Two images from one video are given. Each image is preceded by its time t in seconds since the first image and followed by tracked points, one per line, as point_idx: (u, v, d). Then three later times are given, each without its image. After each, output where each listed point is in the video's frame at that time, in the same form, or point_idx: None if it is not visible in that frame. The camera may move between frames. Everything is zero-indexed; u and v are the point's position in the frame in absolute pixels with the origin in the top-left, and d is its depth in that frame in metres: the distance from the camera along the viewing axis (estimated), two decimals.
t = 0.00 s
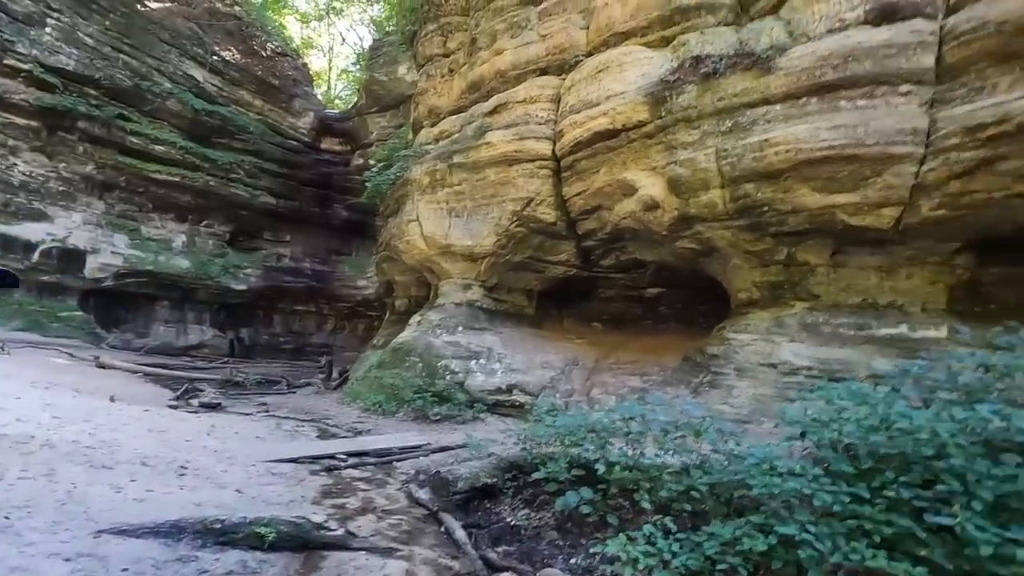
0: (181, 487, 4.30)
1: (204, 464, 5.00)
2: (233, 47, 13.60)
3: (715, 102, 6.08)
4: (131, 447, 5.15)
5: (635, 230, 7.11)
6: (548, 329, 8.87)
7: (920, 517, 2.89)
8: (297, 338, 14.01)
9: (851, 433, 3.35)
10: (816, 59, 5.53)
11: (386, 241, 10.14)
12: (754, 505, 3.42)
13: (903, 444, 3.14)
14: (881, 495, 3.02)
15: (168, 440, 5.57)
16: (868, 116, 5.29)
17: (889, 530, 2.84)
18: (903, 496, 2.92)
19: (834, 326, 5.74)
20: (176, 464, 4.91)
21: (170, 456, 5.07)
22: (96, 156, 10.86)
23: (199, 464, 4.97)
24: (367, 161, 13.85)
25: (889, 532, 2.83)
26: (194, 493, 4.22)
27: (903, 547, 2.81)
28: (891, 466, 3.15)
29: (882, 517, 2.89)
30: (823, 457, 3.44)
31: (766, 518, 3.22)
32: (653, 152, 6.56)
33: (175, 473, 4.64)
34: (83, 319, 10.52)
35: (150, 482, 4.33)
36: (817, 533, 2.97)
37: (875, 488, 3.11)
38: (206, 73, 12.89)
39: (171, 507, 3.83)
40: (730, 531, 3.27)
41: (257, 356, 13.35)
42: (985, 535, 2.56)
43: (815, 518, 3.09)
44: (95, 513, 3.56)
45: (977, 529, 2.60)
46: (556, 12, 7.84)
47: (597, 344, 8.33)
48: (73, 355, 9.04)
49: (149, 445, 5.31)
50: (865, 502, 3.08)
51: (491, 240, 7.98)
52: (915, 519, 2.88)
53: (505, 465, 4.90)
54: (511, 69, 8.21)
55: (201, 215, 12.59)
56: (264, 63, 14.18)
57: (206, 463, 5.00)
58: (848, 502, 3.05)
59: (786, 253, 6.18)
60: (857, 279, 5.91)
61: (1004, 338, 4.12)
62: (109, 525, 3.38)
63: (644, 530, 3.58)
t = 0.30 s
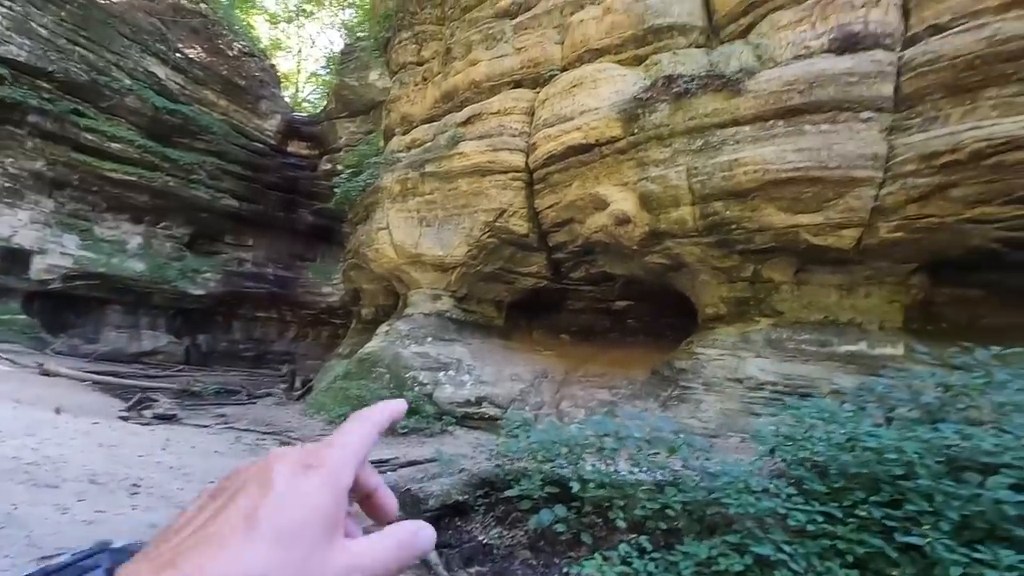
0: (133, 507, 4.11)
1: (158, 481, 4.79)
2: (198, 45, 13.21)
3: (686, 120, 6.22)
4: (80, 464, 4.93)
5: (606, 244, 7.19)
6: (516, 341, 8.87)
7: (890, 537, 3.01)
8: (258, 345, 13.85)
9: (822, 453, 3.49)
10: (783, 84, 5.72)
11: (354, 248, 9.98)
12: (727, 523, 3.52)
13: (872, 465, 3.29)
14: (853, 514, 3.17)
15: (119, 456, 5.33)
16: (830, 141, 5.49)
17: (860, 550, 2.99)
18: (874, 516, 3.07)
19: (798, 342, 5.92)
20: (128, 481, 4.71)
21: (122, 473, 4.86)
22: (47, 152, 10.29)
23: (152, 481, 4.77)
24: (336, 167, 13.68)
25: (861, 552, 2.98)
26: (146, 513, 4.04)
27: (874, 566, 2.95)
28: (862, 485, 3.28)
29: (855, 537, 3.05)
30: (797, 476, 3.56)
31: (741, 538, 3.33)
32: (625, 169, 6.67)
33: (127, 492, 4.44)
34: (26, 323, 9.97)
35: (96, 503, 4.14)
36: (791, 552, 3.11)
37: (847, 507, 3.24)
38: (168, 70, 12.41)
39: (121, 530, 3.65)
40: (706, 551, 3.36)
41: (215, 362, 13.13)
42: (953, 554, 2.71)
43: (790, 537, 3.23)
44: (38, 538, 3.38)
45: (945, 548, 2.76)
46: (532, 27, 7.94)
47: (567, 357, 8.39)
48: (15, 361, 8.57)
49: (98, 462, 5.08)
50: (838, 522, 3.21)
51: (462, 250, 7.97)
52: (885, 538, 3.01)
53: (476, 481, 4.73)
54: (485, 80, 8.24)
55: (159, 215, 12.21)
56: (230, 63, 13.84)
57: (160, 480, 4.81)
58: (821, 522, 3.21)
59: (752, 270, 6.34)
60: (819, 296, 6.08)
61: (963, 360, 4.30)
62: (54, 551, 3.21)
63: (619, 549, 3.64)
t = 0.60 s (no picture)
0: (86, 530, 3.87)
1: (112, 500, 4.52)
2: (161, 42, 12.69)
3: (660, 136, 6.33)
4: (26, 484, 4.61)
5: (579, 255, 7.22)
6: (487, 350, 8.83)
7: (870, 554, 2.97)
8: (217, 352, 13.37)
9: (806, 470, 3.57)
10: (753, 104, 5.87)
11: (322, 255, 9.78)
12: (707, 539, 3.47)
13: (850, 481, 3.38)
14: (835, 531, 3.17)
15: (69, 474, 5.02)
16: (799, 160, 5.65)
17: (843, 566, 2.91)
18: (855, 532, 3.07)
19: (767, 355, 6.07)
20: (79, 501, 4.44)
21: (74, 492, 4.59)
22: None
23: (106, 501, 4.50)
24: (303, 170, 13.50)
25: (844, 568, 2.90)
26: (102, 536, 3.79)
27: None
28: (841, 501, 3.34)
29: (839, 554, 2.98)
30: (778, 493, 3.60)
31: (724, 556, 3.24)
32: (600, 180, 6.72)
33: (79, 513, 4.18)
34: None
35: (45, 526, 3.89)
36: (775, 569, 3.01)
37: (827, 524, 3.25)
38: (127, 66, 11.87)
39: (75, 556, 3.40)
40: (689, 570, 3.22)
41: (170, 370, 12.59)
42: (934, 570, 2.71)
43: (773, 556, 3.15)
44: None
45: (925, 564, 2.76)
46: (508, 37, 8.07)
47: (538, 367, 8.41)
48: None
49: (46, 481, 4.78)
50: (819, 539, 3.20)
51: (434, 258, 7.89)
52: (865, 554, 2.97)
53: (452, 495, 4.62)
54: (460, 89, 8.27)
55: (112, 217, 11.67)
56: (195, 61, 13.36)
57: (115, 500, 4.53)
58: (804, 539, 3.18)
59: (722, 284, 6.45)
60: (786, 311, 6.23)
61: (927, 375, 4.49)
62: None
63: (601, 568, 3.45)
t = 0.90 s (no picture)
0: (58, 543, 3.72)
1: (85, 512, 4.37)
2: (138, 39, 12.31)
3: (647, 144, 6.39)
4: None
5: (565, 262, 7.25)
6: (470, 356, 8.80)
7: (859, 563, 3.00)
8: (191, 357, 13.06)
9: (795, 479, 3.61)
10: (737, 115, 5.96)
11: (304, 258, 9.65)
12: (696, 548, 3.45)
13: (838, 490, 3.42)
14: (825, 540, 3.19)
15: (38, 484, 4.83)
16: (782, 171, 5.73)
17: None
18: (844, 542, 3.10)
19: (749, 363, 6.15)
20: (51, 513, 4.28)
21: (45, 503, 4.42)
22: None
23: (79, 512, 4.34)
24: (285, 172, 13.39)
25: None
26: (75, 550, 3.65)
27: None
28: (829, 510, 3.37)
29: (828, 563, 3.00)
30: (767, 501, 3.62)
31: (715, 565, 3.21)
32: (586, 188, 6.75)
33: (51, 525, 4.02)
34: None
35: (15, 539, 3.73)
36: None
37: (816, 533, 3.28)
38: (103, 63, 11.59)
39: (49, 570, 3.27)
40: None
41: (143, 375, 12.25)
42: None
43: (763, 565, 3.14)
44: None
45: (914, 572, 2.75)
46: (495, 44, 8.13)
47: (521, 374, 8.43)
48: None
49: (15, 491, 4.59)
50: (809, 548, 3.22)
51: (418, 264, 7.86)
52: (854, 563, 3.00)
53: (438, 504, 4.62)
54: (447, 94, 8.28)
55: (83, 217, 11.35)
56: (173, 59, 12.99)
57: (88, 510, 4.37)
58: (794, 549, 3.18)
59: (706, 293, 6.51)
60: (768, 320, 6.31)
61: (907, 384, 4.59)
62: None
63: None
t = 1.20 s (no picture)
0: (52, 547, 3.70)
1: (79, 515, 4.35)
2: (131, 39, 12.23)
3: (641, 149, 6.45)
4: None
5: (559, 265, 7.29)
6: (464, 359, 8.85)
7: (847, 564, 3.06)
8: (183, 359, 12.97)
9: (784, 482, 3.66)
10: (728, 121, 6.02)
11: (297, 261, 9.63)
12: (689, 551, 3.49)
13: (827, 493, 3.45)
14: (814, 542, 3.23)
15: (29, 488, 4.80)
16: (774, 177, 5.80)
17: None
18: (833, 543, 3.15)
19: (741, 366, 6.21)
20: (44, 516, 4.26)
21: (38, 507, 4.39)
22: None
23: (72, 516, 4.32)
24: (279, 174, 13.38)
25: None
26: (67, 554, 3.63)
27: None
28: (818, 513, 3.42)
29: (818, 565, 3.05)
30: (758, 504, 3.67)
31: (706, 567, 3.26)
32: (581, 192, 6.80)
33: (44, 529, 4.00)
34: None
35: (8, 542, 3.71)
36: None
37: (805, 535, 3.32)
38: (96, 63, 11.52)
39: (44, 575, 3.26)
40: None
41: (133, 377, 12.15)
42: None
43: (754, 567, 3.18)
44: None
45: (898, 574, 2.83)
46: (490, 48, 8.20)
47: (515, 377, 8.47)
48: None
49: (7, 495, 4.56)
50: (798, 551, 3.26)
51: (413, 266, 7.90)
52: (842, 565, 3.06)
53: (431, 507, 4.62)
54: (442, 97, 8.34)
55: (75, 218, 11.27)
56: (167, 60, 12.89)
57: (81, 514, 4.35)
58: (784, 551, 3.23)
59: (699, 296, 6.57)
60: (760, 324, 6.38)
61: (896, 388, 4.67)
62: None
63: None
